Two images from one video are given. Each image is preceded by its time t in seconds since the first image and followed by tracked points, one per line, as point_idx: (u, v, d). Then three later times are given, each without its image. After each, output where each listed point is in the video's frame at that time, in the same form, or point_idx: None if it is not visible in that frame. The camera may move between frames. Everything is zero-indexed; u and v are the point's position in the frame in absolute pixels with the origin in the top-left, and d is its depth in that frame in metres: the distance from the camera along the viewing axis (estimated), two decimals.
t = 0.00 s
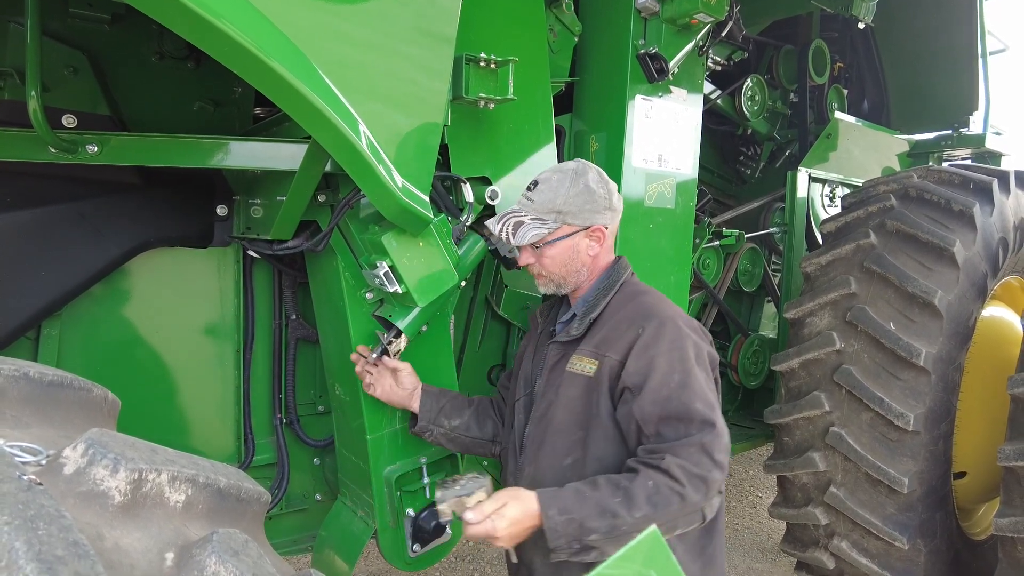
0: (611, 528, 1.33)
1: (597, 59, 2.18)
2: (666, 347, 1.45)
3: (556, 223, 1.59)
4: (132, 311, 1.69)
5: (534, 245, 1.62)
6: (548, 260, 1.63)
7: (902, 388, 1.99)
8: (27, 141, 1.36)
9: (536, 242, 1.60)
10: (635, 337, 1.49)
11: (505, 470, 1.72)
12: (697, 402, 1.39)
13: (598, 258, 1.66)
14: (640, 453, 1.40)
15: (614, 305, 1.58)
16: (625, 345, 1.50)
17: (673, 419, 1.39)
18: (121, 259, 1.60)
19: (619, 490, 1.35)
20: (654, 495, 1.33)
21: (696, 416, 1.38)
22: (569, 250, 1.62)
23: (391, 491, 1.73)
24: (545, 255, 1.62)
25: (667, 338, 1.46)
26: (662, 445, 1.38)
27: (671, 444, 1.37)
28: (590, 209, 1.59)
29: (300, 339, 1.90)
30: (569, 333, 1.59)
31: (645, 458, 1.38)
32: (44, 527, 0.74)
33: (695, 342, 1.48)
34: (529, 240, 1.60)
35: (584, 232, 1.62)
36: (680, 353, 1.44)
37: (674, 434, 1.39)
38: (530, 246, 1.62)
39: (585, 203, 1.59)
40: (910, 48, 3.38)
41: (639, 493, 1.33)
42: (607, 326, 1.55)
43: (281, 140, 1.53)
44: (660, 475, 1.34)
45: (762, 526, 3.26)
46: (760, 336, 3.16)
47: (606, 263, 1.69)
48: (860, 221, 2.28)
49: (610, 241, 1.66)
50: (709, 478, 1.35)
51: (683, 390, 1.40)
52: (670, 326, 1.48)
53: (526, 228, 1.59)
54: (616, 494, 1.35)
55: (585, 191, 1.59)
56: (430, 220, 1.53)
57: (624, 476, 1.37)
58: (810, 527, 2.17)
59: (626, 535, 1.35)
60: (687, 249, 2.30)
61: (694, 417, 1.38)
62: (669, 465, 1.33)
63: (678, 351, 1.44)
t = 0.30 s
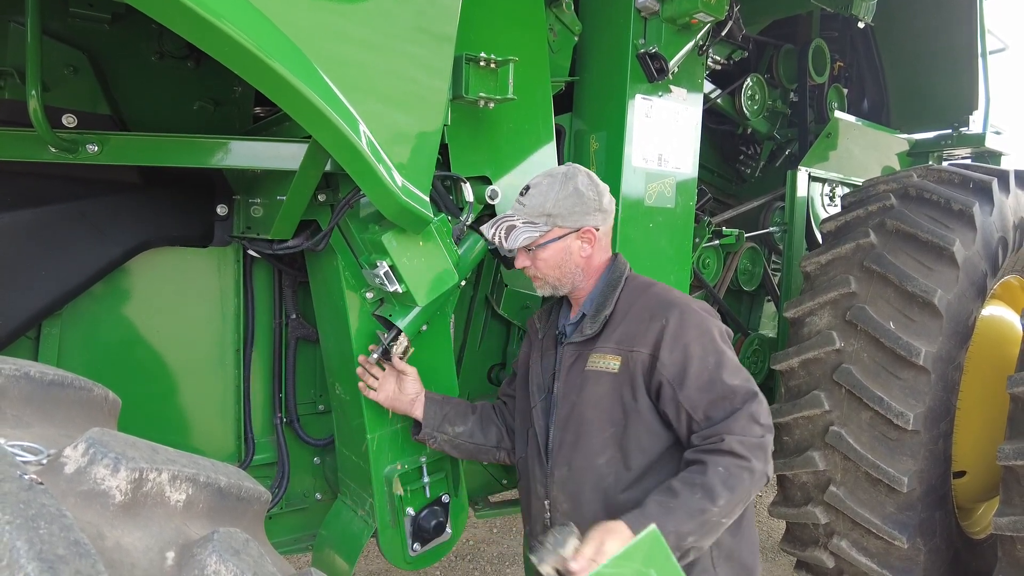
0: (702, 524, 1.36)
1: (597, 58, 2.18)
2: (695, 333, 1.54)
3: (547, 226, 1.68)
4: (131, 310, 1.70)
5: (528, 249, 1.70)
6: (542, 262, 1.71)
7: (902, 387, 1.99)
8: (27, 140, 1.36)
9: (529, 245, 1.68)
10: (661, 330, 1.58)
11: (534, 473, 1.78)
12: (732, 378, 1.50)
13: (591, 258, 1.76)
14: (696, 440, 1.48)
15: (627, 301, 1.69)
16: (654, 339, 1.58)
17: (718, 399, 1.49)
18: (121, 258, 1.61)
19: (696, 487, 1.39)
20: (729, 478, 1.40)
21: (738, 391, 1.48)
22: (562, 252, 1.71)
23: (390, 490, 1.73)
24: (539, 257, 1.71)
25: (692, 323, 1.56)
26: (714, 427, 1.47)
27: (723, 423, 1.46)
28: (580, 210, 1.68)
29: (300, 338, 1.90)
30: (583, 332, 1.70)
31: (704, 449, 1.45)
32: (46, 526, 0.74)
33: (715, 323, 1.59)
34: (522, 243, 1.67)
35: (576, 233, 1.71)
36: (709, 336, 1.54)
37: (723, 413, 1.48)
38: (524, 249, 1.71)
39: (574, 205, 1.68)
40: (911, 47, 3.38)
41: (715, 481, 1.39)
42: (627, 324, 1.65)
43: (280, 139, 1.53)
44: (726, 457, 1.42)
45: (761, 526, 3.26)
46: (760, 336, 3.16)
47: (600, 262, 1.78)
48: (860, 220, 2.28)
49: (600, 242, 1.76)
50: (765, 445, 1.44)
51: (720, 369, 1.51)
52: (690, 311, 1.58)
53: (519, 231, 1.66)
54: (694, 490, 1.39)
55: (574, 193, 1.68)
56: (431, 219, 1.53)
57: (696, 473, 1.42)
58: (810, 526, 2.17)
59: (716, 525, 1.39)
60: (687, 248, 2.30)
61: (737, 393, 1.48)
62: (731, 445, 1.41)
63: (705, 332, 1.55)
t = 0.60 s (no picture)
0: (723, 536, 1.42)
1: (597, 57, 2.18)
2: (712, 335, 1.55)
3: (546, 232, 1.66)
4: (132, 310, 1.70)
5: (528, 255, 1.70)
6: (544, 266, 1.71)
7: (902, 386, 1.99)
8: (27, 139, 1.36)
9: (528, 251, 1.67)
10: (679, 332, 1.58)
11: (548, 474, 1.79)
12: (750, 381, 1.51)
13: (595, 259, 1.74)
14: (713, 446, 1.51)
15: (643, 299, 1.69)
16: (672, 341, 1.59)
17: (735, 403, 1.51)
18: (120, 257, 1.60)
19: (716, 499, 1.43)
20: (747, 488, 1.43)
21: (755, 395, 1.49)
22: (564, 256, 1.70)
23: (391, 488, 1.74)
24: (541, 262, 1.71)
25: (710, 324, 1.57)
26: (731, 433, 1.49)
27: (740, 428, 1.48)
28: (579, 213, 1.66)
29: (300, 337, 1.90)
30: (598, 333, 1.69)
31: (722, 458, 1.47)
32: (44, 525, 0.74)
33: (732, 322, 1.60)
34: (522, 250, 1.66)
35: (576, 237, 1.70)
36: (726, 338, 1.55)
37: (740, 418, 1.50)
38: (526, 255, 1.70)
39: (573, 209, 1.66)
40: (911, 46, 3.38)
41: (735, 492, 1.43)
42: (642, 324, 1.65)
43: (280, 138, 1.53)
44: (745, 467, 1.44)
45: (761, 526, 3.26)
46: (760, 335, 3.16)
47: (605, 262, 1.76)
48: (860, 219, 2.28)
49: (603, 243, 1.74)
50: (781, 447, 1.48)
51: (737, 372, 1.52)
52: (708, 311, 1.59)
53: (518, 239, 1.64)
54: (715, 502, 1.43)
55: (571, 197, 1.66)
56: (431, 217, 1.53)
57: (714, 485, 1.46)
58: (810, 525, 2.17)
59: (737, 534, 1.44)
60: (687, 247, 2.30)
61: (754, 396, 1.49)
62: (749, 454, 1.44)
63: (722, 334, 1.55)
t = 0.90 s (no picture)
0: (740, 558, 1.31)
1: (598, 56, 2.17)
2: (737, 340, 1.46)
3: (559, 229, 1.62)
4: (131, 309, 1.69)
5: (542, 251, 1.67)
6: (558, 265, 1.67)
7: (903, 385, 1.98)
8: (26, 138, 1.36)
9: (540, 248, 1.64)
10: (703, 337, 1.50)
11: (568, 486, 1.71)
12: (776, 390, 1.41)
13: (612, 259, 1.68)
14: (736, 459, 1.42)
15: (665, 301, 1.61)
16: (695, 346, 1.50)
17: (759, 414, 1.41)
18: (120, 256, 1.60)
19: (734, 517, 1.34)
20: (769, 507, 1.33)
21: (781, 404, 1.40)
22: (577, 255, 1.65)
23: (391, 488, 1.73)
24: (555, 261, 1.66)
25: (736, 326, 1.48)
26: (755, 445, 1.40)
27: (763, 441, 1.39)
28: (593, 210, 1.61)
29: (300, 337, 1.90)
30: (618, 339, 1.61)
31: (743, 473, 1.38)
32: (44, 525, 0.73)
33: (760, 326, 1.50)
34: (534, 247, 1.63)
35: (591, 235, 1.64)
36: (752, 342, 1.46)
37: (765, 430, 1.40)
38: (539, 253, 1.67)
39: (586, 206, 1.61)
40: (911, 45, 3.37)
41: (754, 510, 1.33)
42: (665, 328, 1.56)
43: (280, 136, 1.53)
44: (767, 484, 1.35)
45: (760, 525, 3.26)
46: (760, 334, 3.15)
47: (623, 262, 1.70)
48: (860, 218, 2.27)
49: (620, 242, 1.68)
50: (809, 464, 1.37)
51: (763, 379, 1.42)
52: (735, 314, 1.50)
53: (529, 235, 1.62)
54: (732, 519, 1.34)
55: (586, 192, 1.61)
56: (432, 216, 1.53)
57: (733, 501, 1.37)
58: (810, 525, 2.16)
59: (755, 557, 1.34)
60: (688, 246, 2.30)
61: (781, 406, 1.40)
62: (772, 469, 1.34)
63: (749, 337, 1.46)
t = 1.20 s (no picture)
0: None
1: (598, 54, 2.17)
2: (767, 350, 1.43)
3: (561, 245, 1.58)
4: (131, 307, 1.69)
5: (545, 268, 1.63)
6: (562, 281, 1.63)
7: (903, 384, 1.98)
8: (25, 136, 1.35)
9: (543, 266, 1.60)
10: (731, 350, 1.46)
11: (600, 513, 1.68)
12: (815, 399, 1.39)
13: (619, 274, 1.63)
14: (781, 477, 1.40)
15: (684, 310, 1.56)
16: (724, 361, 1.46)
17: (800, 426, 1.39)
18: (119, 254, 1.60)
19: (792, 546, 1.32)
20: (826, 525, 1.32)
21: (825, 414, 1.38)
22: (583, 271, 1.61)
23: (391, 486, 1.73)
24: (560, 277, 1.63)
25: (765, 335, 1.45)
26: (800, 460, 1.38)
27: (808, 455, 1.36)
28: (598, 225, 1.56)
29: (300, 335, 1.89)
30: (638, 357, 1.56)
31: (792, 495, 1.36)
32: (42, 523, 0.73)
33: (788, 330, 1.48)
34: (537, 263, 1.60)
35: (597, 251, 1.59)
36: (784, 351, 1.43)
37: (808, 444, 1.38)
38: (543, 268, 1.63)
39: (590, 221, 1.56)
40: (912, 44, 3.37)
41: (811, 532, 1.31)
42: (689, 342, 1.52)
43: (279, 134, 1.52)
44: (820, 502, 1.33)
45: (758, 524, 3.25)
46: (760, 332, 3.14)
47: (632, 276, 1.64)
48: (861, 217, 2.27)
49: (628, 256, 1.62)
50: (858, 473, 1.36)
51: (800, 390, 1.40)
52: (762, 322, 1.47)
53: (530, 252, 1.59)
54: (790, 548, 1.32)
55: (590, 207, 1.55)
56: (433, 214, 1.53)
57: (787, 527, 1.35)
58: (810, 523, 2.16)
59: None
60: (688, 244, 2.29)
61: (823, 416, 1.38)
62: (823, 487, 1.33)
63: (779, 345, 1.44)
